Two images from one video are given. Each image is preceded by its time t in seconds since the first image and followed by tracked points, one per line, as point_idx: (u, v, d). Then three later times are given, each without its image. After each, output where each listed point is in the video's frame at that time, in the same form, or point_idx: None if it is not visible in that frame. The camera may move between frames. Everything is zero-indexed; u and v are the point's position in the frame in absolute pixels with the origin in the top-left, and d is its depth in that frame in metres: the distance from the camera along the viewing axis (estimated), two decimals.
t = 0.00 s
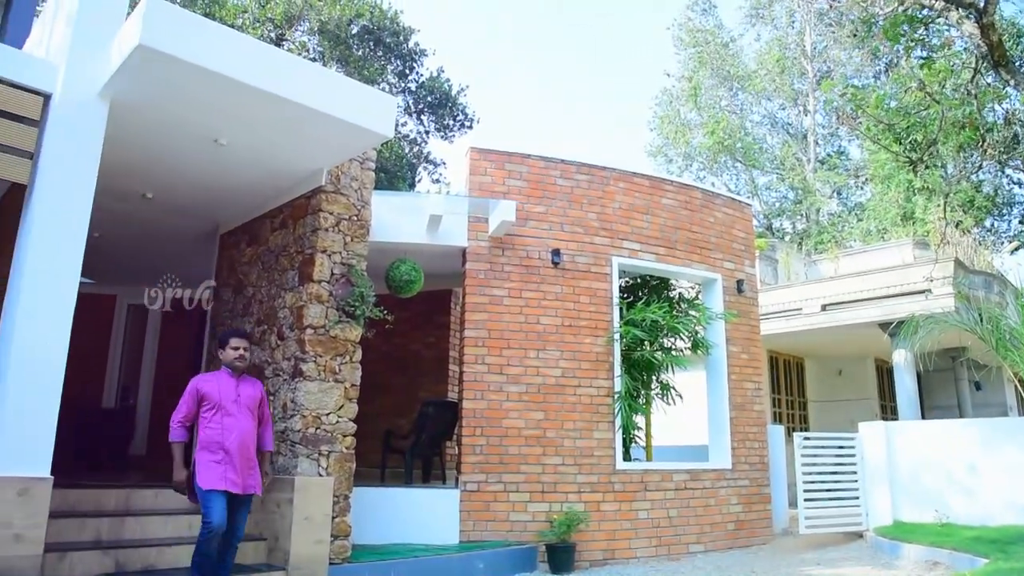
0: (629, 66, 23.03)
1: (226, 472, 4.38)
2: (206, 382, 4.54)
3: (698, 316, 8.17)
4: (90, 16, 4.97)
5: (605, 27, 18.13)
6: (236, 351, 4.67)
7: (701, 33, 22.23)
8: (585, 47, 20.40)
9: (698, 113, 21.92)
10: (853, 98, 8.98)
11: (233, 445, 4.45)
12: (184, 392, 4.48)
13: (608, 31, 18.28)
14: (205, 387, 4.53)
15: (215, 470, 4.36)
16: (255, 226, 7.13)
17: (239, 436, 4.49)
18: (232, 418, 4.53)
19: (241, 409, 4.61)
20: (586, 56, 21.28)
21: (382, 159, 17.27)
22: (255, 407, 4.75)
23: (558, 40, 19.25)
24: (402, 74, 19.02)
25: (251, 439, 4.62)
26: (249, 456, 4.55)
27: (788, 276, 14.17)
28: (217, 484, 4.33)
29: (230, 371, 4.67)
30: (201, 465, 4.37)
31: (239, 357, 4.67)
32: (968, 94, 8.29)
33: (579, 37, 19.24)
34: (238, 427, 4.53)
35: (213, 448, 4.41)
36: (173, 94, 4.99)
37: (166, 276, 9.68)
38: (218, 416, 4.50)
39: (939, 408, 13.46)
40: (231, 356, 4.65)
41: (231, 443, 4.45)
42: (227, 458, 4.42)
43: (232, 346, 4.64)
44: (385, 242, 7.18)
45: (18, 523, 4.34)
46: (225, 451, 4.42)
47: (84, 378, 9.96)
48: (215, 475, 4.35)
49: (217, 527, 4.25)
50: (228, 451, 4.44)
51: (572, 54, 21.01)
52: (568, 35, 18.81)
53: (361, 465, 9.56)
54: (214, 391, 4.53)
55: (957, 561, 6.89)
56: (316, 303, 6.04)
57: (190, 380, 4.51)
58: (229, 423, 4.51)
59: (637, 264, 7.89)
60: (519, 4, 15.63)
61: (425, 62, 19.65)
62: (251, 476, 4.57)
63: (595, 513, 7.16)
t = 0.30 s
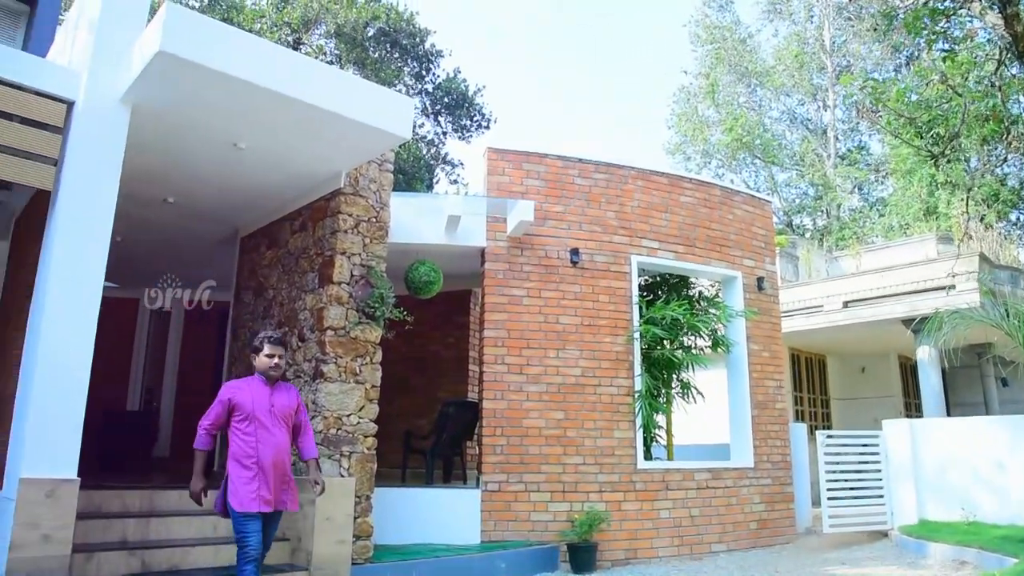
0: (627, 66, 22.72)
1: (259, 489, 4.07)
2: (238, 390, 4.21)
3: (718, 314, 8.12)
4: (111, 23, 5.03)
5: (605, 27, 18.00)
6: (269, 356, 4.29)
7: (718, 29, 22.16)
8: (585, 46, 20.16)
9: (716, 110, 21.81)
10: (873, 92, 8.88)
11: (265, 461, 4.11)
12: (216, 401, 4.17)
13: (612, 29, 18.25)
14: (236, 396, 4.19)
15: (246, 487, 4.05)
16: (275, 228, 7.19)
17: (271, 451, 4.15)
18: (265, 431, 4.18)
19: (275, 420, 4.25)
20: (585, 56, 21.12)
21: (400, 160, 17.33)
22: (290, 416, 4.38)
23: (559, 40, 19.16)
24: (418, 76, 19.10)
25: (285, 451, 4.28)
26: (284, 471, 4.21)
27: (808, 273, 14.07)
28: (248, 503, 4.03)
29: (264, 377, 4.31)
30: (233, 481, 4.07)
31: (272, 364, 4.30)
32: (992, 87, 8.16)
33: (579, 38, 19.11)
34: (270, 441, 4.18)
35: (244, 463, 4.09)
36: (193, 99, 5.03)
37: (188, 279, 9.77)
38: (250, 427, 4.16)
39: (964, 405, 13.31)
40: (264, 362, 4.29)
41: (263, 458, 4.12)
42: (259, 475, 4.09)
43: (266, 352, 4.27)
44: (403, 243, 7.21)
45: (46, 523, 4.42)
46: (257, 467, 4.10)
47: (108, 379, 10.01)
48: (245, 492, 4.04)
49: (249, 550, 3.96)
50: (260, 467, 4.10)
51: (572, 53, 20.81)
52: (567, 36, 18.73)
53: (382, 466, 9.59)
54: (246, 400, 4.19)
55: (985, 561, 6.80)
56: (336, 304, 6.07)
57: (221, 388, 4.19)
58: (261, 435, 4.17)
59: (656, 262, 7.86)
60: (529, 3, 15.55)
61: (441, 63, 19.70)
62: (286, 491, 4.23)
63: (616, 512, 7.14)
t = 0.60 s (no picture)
0: (626, 67, 21.71)
1: (288, 486, 3.69)
2: (269, 377, 3.84)
3: (739, 312, 8.06)
4: (133, 30, 5.09)
5: (603, 27, 17.89)
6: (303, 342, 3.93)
7: (735, 25, 22.16)
8: (584, 48, 19.57)
9: (734, 107, 21.69)
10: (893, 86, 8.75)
11: (296, 455, 3.73)
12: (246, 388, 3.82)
13: (610, 29, 18.17)
14: (268, 383, 3.83)
15: (275, 483, 3.68)
16: (294, 231, 7.24)
17: (303, 445, 3.77)
18: (297, 422, 3.81)
19: (309, 411, 3.87)
20: (586, 56, 20.06)
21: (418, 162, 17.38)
22: (324, 408, 4.00)
23: (557, 41, 18.93)
24: (435, 77, 19.16)
25: (319, 445, 3.90)
26: (316, 466, 3.83)
27: (830, 269, 13.95)
28: (276, 500, 3.66)
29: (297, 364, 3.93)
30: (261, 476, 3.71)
31: (305, 351, 3.94)
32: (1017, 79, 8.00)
33: (579, 39, 18.90)
34: (302, 434, 3.80)
35: (274, 457, 3.73)
36: (211, 102, 5.06)
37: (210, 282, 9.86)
38: (282, 419, 3.79)
39: (990, 403, 13.12)
40: (297, 348, 3.91)
41: (295, 452, 3.74)
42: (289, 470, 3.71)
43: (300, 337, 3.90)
44: (423, 243, 7.24)
45: (74, 524, 4.48)
46: (286, 462, 3.71)
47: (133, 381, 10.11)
48: (273, 488, 3.67)
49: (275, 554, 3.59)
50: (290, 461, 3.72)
51: (571, 54, 19.71)
52: (564, 35, 18.55)
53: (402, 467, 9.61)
54: (278, 388, 3.83)
55: (1013, 560, 6.71)
56: (356, 306, 6.09)
57: (252, 375, 3.83)
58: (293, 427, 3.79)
59: (675, 260, 7.83)
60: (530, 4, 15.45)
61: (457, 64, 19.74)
62: (320, 488, 3.85)
63: (637, 511, 7.12)
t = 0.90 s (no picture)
0: (626, 67, 21.94)
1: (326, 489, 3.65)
2: (305, 377, 3.77)
3: (758, 310, 8.01)
4: (152, 35, 5.14)
5: (601, 27, 17.84)
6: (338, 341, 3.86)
7: (751, 21, 21.93)
8: (588, 46, 19.81)
9: (750, 104, 21.59)
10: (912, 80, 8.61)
11: (334, 458, 3.69)
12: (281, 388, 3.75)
13: (609, 29, 18.09)
14: (304, 383, 3.76)
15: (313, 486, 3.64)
16: (312, 233, 7.28)
17: (340, 448, 3.72)
18: (334, 424, 3.76)
19: (345, 412, 3.82)
20: (585, 56, 20.39)
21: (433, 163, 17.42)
22: (359, 409, 3.95)
23: (566, 40, 18.95)
24: (450, 78, 19.21)
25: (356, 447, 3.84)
26: (353, 469, 3.78)
27: (850, 266, 13.81)
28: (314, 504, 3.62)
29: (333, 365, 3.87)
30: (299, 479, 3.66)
31: (341, 351, 3.87)
32: None
33: (587, 37, 18.91)
34: (339, 437, 3.75)
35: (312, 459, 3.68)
36: (230, 106, 5.11)
37: (229, 284, 9.95)
38: (318, 420, 3.73)
39: (1014, 400, 12.93)
40: (333, 348, 3.85)
41: (332, 455, 3.69)
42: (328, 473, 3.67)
43: (336, 337, 3.83)
44: (440, 245, 7.27)
45: (98, 525, 4.54)
46: (325, 464, 3.67)
47: (154, 384, 10.23)
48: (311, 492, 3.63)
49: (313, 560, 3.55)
50: (328, 464, 3.68)
51: (571, 54, 20.10)
52: (577, 34, 18.53)
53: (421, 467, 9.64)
54: (314, 388, 3.76)
55: None
56: (374, 307, 6.11)
57: (287, 375, 3.76)
58: (330, 430, 3.74)
59: (693, 258, 7.79)
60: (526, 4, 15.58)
61: (472, 64, 19.74)
62: (357, 491, 3.78)
63: (657, 511, 7.09)
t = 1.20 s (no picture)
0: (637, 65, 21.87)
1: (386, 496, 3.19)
2: (361, 376, 3.31)
3: (776, 307, 7.95)
4: (168, 41, 5.18)
5: (613, 26, 17.82)
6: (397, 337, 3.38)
7: (766, 17, 21.84)
8: (601, 45, 19.85)
9: (766, 100, 21.47)
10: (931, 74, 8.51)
11: (395, 463, 3.22)
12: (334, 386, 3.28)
13: (619, 28, 18.07)
14: (359, 381, 3.30)
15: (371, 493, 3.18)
16: (328, 234, 7.31)
17: (402, 452, 3.24)
18: (394, 425, 3.28)
19: (406, 413, 3.35)
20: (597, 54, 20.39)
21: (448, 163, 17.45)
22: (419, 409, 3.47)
23: (579, 39, 18.94)
24: (464, 78, 19.23)
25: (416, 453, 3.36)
26: (414, 475, 3.32)
27: (868, 263, 13.71)
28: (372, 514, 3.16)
29: (391, 362, 3.40)
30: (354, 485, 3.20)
31: (400, 348, 3.38)
32: None
33: (600, 35, 18.88)
34: (400, 439, 3.27)
35: (370, 464, 3.21)
36: (247, 109, 5.13)
37: (247, 286, 10.02)
38: (376, 421, 3.26)
39: None
40: (391, 343, 3.38)
41: (392, 459, 3.23)
42: (387, 480, 3.20)
43: (395, 332, 3.36)
44: (455, 245, 7.29)
45: (119, 526, 4.59)
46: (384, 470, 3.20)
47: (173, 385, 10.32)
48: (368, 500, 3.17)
49: None
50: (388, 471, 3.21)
51: (583, 52, 20.11)
52: (590, 33, 18.50)
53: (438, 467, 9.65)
54: (371, 386, 3.29)
55: None
56: (391, 308, 6.12)
57: (341, 373, 3.30)
58: (388, 432, 3.26)
59: (709, 257, 7.76)
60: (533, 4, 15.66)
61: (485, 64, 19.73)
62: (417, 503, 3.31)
63: (675, 510, 7.06)
